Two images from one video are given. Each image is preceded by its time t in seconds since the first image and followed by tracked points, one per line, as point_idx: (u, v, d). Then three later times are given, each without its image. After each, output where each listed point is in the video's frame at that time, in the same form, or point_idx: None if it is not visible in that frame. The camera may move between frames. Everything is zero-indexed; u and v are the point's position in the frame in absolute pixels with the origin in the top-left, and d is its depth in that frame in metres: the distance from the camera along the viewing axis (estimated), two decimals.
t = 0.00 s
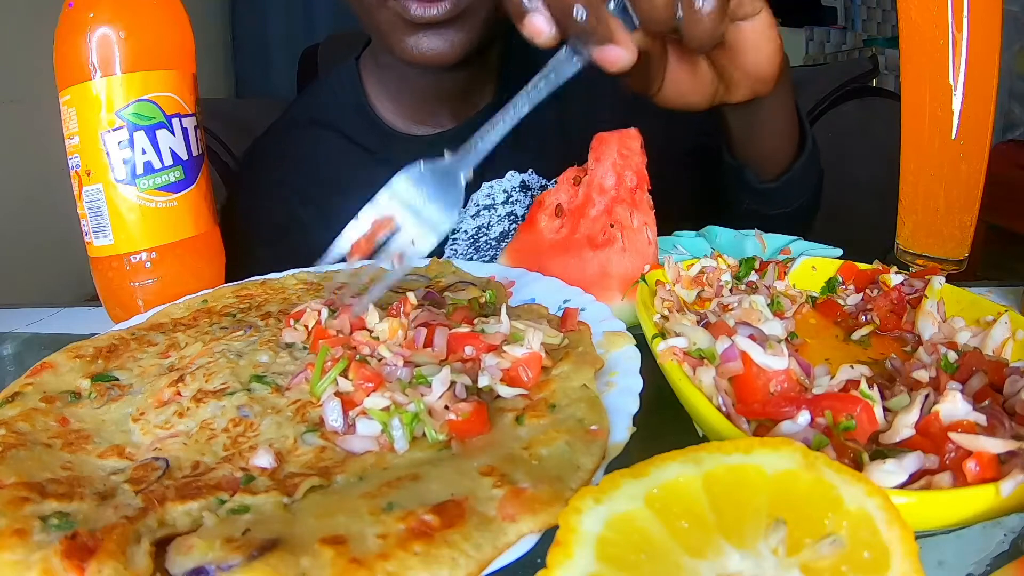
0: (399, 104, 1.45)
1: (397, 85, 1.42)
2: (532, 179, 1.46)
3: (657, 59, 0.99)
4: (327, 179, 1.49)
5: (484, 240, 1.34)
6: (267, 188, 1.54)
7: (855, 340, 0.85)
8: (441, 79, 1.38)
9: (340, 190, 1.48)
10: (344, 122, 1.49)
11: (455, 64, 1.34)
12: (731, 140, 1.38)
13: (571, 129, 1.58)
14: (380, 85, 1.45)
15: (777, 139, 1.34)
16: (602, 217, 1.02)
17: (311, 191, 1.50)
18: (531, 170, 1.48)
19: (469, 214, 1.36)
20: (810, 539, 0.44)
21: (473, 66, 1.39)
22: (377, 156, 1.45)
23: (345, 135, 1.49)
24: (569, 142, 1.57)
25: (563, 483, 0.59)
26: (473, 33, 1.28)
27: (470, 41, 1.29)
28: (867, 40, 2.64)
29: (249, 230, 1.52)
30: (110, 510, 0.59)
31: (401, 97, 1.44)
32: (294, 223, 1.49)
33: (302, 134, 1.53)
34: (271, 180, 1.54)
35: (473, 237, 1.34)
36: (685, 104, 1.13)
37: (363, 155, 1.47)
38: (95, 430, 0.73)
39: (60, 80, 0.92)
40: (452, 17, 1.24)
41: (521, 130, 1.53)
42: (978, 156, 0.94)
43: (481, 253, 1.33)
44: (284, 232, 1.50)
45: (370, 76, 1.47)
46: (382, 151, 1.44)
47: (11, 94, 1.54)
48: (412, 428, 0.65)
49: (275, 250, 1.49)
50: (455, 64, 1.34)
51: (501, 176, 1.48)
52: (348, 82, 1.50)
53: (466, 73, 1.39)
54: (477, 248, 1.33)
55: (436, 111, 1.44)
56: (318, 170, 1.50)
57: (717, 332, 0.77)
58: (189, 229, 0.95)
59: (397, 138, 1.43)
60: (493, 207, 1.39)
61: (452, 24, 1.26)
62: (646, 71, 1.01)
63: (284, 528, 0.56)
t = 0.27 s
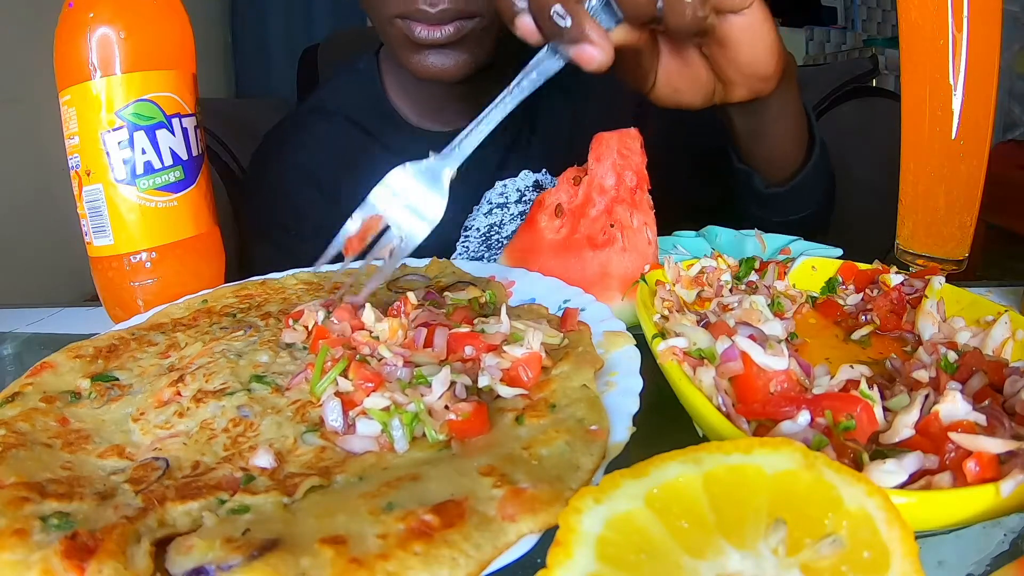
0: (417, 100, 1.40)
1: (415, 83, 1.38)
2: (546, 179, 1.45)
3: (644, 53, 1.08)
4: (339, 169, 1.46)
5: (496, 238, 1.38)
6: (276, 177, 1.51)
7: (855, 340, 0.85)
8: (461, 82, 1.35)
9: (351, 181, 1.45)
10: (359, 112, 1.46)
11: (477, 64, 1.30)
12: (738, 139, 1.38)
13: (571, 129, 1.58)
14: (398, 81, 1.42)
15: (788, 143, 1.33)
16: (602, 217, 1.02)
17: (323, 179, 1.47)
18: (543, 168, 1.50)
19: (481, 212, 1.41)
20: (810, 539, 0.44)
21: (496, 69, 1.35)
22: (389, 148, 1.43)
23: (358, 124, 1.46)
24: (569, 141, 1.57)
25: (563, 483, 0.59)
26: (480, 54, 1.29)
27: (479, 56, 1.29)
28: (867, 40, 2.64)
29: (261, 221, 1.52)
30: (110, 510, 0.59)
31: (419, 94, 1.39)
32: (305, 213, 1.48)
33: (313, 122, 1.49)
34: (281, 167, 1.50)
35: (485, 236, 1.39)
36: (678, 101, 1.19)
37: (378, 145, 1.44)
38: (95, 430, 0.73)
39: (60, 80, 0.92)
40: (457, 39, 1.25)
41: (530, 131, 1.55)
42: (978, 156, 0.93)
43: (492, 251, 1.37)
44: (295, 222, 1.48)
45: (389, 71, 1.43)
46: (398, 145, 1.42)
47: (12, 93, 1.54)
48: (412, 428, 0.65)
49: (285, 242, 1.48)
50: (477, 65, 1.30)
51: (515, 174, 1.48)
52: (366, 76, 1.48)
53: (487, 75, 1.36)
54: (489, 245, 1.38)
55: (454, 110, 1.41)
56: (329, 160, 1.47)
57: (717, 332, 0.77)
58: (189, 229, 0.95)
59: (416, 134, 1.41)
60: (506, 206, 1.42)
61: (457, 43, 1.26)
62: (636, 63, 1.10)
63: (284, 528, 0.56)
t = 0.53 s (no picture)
0: (428, 95, 1.41)
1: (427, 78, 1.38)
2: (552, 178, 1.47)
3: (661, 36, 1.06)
4: (348, 163, 1.46)
5: (502, 235, 1.38)
6: (283, 169, 1.49)
7: (854, 340, 0.85)
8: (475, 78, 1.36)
9: (361, 176, 1.45)
10: (370, 108, 1.46)
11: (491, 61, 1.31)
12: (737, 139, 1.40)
13: (572, 129, 1.58)
14: (408, 75, 1.41)
15: (787, 146, 1.35)
16: (602, 217, 1.02)
17: (331, 172, 1.46)
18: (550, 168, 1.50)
19: (487, 208, 1.40)
20: (810, 539, 0.44)
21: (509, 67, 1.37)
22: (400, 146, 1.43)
23: (368, 121, 1.45)
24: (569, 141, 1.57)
25: (563, 483, 0.59)
26: (497, 48, 1.28)
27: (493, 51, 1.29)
28: (867, 40, 2.64)
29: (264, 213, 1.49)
30: (110, 510, 0.59)
31: (430, 89, 1.39)
32: (311, 208, 1.46)
33: (323, 117, 1.48)
34: (290, 158, 1.48)
35: (491, 232, 1.38)
36: (693, 93, 1.18)
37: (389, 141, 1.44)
38: (95, 430, 0.73)
39: (60, 80, 0.92)
40: (475, 32, 1.24)
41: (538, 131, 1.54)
42: (978, 156, 0.93)
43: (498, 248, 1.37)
44: (299, 215, 1.45)
45: (399, 65, 1.43)
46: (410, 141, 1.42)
47: (11, 93, 1.54)
48: (412, 428, 0.65)
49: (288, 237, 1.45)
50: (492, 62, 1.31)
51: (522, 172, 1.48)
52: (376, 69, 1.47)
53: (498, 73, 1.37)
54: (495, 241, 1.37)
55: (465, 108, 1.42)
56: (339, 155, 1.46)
57: (717, 332, 0.77)
58: (189, 229, 0.95)
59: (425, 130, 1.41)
60: (512, 203, 1.41)
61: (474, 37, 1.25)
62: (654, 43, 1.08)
63: (284, 529, 0.55)
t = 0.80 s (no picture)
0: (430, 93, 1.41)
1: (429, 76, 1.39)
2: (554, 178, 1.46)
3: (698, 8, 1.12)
4: (351, 161, 1.45)
5: (504, 234, 1.39)
6: (285, 167, 1.48)
7: (854, 340, 0.85)
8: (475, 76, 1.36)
9: (364, 175, 1.45)
10: (373, 108, 1.46)
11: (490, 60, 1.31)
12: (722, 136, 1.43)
13: (572, 129, 1.58)
14: (412, 73, 1.43)
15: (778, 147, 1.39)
16: (602, 217, 1.02)
17: (335, 172, 1.46)
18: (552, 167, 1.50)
19: (490, 208, 1.40)
20: (810, 539, 0.44)
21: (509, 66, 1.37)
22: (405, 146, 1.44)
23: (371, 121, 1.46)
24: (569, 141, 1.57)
25: (563, 483, 0.59)
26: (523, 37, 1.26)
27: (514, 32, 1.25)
28: (867, 40, 2.64)
29: (267, 212, 1.47)
30: (110, 510, 0.59)
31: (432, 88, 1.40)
32: (313, 206, 1.44)
33: (325, 115, 1.48)
34: (293, 154, 1.48)
35: (493, 231, 1.39)
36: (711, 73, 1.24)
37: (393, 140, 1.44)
38: (95, 430, 0.73)
39: (60, 81, 0.92)
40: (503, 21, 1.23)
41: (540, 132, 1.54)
42: (978, 156, 0.93)
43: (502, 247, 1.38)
44: (302, 213, 1.44)
45: (402, 65, 1.45)
46: (414, 142, 1.43)
47: (11, 93, 1.54)
48: (412, 428, 0.65)
49: (290, 235, 1.44)
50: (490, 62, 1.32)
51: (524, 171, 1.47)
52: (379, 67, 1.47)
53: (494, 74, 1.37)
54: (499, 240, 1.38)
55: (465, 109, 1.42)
56: (342, 153, 1.46)
57: (717, 332, 0.77)
58: (189, 229, 0.95)
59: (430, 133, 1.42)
60: (513, 202, 1.42)
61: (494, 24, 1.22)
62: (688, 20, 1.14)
63: (284, 529, 0.55)
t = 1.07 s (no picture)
0: (432, 96, 1.38)
1: (430, 81, 1.36)
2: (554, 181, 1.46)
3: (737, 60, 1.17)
4: (350, 163, 1.45)
5: (506, 235, 1.41)
6: (284, 169, 1.47)
7: (854, 340, 0.85)
8: (479, 79, 1.34)
9: (364, 176, 1.45)
10: (371, 110, 1.45)
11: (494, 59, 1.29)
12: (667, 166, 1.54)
13: (572, 129, 1.59)
14: (410, 76, 1.39)
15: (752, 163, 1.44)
16: (602, 217, 1.02)
17: (335, 174, 1.45)
18: (550, 168, 1.50)
19: (492, 210, 1.42)
20: (810, 539, 0.44)
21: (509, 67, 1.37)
22: (405, 149, 1.43)
23: (370, 125, 1.45)
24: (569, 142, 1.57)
25: (563, 483, 0.59)
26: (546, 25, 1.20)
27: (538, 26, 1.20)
28: (867, 40, 2.64)
29: (265, 216, 1.47)
30: (110, 510, 0.59)
31: (432, 92, 1.37)
32: (310, 207, 1.43)
33: (324, 118, 1.47)
34: (293, 158, 1.47)
35: (495, 233, 1.41)
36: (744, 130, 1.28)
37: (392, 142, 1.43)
38: (95, 430, 0.73)
39: (60, 81, 0.92)
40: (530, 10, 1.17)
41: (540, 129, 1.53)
42: (978, 156, 0.93)
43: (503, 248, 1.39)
44: (300, 217, 1.43)
45: (398, 67, 1.42)
46: (413, 145, 1.42)
47: (11, 93, 1.54)
48: (412, 428, 0.65)
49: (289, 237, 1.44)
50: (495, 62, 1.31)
51: (525, 172, 1.47)
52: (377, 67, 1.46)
53: (495, 75, 1.36)
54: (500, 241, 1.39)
55: (466, 111, 1.41)
56: (341, 155, 1.45)
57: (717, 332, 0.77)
58: (189, 228, 0.95)
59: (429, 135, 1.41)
60: (515, 204, 1.42)
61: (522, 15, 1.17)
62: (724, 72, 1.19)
63: (284, 528, 0.55)
